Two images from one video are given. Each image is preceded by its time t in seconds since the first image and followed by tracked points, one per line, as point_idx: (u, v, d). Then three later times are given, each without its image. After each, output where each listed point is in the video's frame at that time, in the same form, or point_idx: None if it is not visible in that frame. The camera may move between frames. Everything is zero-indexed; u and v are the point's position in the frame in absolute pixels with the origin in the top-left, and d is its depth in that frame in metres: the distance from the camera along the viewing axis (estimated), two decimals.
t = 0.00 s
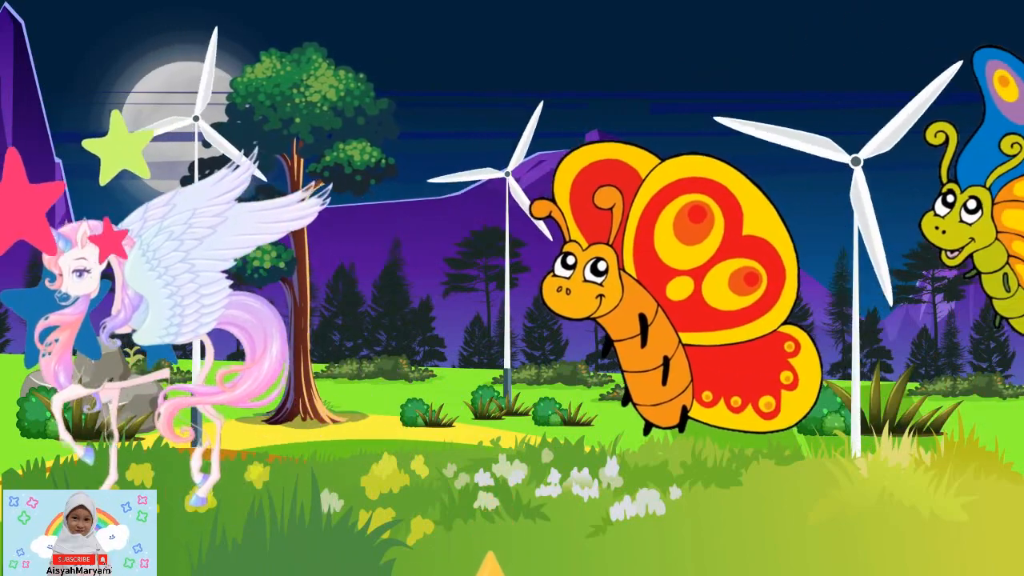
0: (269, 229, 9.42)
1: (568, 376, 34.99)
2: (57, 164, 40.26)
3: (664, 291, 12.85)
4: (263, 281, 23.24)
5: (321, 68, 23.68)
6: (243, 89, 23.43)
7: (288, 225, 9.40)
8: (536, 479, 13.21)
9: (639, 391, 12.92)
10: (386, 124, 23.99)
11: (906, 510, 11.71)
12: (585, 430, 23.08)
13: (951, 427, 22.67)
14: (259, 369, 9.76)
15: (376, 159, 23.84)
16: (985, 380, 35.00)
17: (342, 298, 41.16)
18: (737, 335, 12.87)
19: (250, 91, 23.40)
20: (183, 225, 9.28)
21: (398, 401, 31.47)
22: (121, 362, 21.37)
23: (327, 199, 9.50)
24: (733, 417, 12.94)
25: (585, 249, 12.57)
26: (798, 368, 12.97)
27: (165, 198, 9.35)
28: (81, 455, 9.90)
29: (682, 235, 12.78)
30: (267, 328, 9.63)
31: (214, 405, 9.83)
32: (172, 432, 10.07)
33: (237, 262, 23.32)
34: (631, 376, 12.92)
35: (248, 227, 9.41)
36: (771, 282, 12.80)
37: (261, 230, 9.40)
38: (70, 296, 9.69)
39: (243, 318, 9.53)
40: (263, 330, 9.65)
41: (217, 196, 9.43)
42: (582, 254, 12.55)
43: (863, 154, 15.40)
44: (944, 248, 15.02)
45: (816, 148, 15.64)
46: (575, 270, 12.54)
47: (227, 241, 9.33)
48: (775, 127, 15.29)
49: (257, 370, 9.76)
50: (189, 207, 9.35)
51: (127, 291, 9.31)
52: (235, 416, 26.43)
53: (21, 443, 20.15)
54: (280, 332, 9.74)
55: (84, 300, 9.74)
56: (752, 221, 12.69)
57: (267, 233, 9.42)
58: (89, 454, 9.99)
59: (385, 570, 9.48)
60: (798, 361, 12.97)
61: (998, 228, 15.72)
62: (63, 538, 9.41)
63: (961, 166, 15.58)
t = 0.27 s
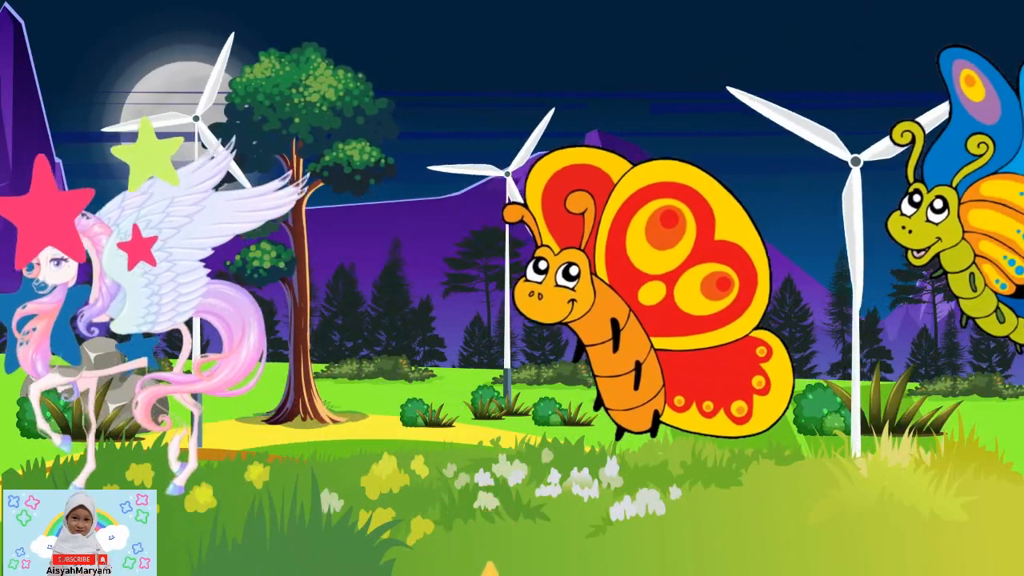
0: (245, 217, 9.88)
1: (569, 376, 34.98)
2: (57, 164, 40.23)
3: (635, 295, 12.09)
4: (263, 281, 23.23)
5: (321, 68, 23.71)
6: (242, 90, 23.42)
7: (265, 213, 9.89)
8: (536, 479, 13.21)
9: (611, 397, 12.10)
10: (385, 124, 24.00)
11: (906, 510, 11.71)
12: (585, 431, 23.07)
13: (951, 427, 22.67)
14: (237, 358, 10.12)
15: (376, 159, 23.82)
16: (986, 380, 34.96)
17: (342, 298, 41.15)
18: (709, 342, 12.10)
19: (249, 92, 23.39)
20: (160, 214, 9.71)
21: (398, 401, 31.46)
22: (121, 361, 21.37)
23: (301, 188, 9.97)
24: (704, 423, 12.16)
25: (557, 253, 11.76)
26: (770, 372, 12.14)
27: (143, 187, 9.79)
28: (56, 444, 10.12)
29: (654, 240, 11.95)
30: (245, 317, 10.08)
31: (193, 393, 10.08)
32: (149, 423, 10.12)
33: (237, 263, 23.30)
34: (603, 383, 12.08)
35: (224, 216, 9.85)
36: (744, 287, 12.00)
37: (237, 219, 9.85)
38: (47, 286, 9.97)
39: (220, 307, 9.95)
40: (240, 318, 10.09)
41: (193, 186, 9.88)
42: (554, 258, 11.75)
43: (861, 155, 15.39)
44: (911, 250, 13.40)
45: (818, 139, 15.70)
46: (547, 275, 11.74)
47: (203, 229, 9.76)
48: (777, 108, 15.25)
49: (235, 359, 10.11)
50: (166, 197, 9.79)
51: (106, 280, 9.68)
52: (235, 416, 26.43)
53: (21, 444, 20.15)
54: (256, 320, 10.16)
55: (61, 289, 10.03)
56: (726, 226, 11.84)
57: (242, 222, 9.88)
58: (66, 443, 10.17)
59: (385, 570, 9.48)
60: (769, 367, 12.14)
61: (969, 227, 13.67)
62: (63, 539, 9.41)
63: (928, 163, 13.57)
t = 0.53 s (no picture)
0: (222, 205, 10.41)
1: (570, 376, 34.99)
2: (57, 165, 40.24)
3: (610, 311, 11.02)
4: (263, 281, 23.22)
5: (320, 68, 23.75)
6: (241, 90, 23.39)
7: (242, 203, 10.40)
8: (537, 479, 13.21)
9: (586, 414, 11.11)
10: (385, 124, 24.00)
11: (906, 510, 11.71)
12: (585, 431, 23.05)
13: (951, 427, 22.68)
14: (214, 347, 10.85)
15: (376, 159, 23.80)
16: (986, 380, 34.89)
17: (342, 298, 41.18)
18: (684, 359, 11.08)
19: (248, 92, 23.37)
20: (139, 203, 10.21)
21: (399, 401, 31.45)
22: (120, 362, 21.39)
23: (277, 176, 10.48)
24: (680, 441, 11.17)
25: (534, 270, 10.72)
26: (746, 390, 11.19)
27: (121, 175, 10.22)
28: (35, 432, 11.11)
29: (629, 256, 10.89)
30: (224, 306, 10.80)
31: (170, 380, 10.84)
32: (126, 410, 10.82)
33: (236, 263, 23.31)
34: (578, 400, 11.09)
35: (202, 204, 10.35)
36: (719, 304, 11.01)
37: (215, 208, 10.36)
38: (25, 275, 10.60)
39: (197, 296, 10.68)
40: (218, 308, 10.81)
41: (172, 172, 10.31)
42: (530, 275, 10.71)
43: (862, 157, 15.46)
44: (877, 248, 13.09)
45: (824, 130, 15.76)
46: (523, 292, 10.70)
47: (181, 218, 10.28)
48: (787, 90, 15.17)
49: (212, 348, 10.84)
50: (144, 185, 10.25)
51: (83, 268, 10.22)
52: (235, 416, 26.43)
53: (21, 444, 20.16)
54: (234, 310, 10.87)
55: (37, 279, 10.69)
56: (701, 243, 10.81)
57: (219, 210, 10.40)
58: (43, 431, 11.15)
59: (385, 570, 9.48)
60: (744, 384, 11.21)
61: (935, 227, 13.13)
62: (63, 538, 9.42)
63: (894, 161, 13.09)
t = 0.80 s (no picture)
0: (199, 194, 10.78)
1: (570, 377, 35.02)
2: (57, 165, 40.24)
3: (585, 329, 9.99)
4: (262, 281, 23.24)
5: (320, 68, 23.75)
6: (242, 90, 23.38)
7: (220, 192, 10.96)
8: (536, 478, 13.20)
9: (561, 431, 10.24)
10: (385, 124, 23.99)
11: (906, 510, 11.71)
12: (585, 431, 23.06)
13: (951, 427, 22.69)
14: (192, 335, 11.07)
15: (376, 159, 23.78)
16: (985, 380, 34.83)
17: (342, 298, 41.18)
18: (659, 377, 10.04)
19: (248, 92, 23.37)
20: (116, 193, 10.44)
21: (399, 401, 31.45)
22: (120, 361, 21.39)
23: (256, 164, 11.15)
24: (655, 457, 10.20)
25: (509, 287, 9.72)
26: (721, 407, 10.17)
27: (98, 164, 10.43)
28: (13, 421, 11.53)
29: (603, 273, 9.82)
30: (202, 296, 11.02)
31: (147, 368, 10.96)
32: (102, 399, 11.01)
33: (236, 263, 23.32)
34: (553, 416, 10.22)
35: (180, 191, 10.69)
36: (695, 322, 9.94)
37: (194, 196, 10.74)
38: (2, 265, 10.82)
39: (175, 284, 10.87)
40: (196, 297, 11.01)
41: (151, 160, 10.62)
42: (505, 292, 9.71)
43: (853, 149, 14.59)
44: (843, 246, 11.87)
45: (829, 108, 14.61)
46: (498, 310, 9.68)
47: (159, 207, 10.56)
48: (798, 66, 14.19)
49: (190, 337, 11.07)
50: (121, 173, 10.46)
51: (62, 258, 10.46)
52: (235, 416, 26.43)
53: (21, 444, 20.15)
54: (211, 299, 11.12)
55: (15, 268, 10.85)
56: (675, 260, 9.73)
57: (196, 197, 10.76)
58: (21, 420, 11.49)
59: (385, 570, 9.48)
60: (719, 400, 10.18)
61: (902, 227, 11.91)
62: (63, 538, 9.42)
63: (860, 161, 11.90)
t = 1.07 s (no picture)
0: (176, 181, 11.84)
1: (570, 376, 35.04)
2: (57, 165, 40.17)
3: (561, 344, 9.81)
4: (262, 281, 23.25)
5: (321, 68, 23.72)
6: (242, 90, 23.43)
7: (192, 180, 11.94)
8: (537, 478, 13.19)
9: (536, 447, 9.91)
10: (385, 124, 23.99)
11: (906, 510, 11.71)
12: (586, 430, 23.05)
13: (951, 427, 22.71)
14: (168, 325, 12.08)
15: (376, 159, 23.76)
16: (986, 380, 34.73)
17: (342, 298, 41.16)
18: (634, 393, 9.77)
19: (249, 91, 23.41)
20: (93, 181, 11.58)
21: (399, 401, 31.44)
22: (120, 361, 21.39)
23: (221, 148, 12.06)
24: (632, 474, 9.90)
25: (485, 304, 9.58)
26: (697, 424, 9.85)
27: (77, 153, 11.66)
28: None
29: (579, 289, 9.65)
30: (179, 288, 11.99)
31: (122, 357, 12.04)
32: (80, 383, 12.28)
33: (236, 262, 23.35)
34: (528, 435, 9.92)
35: (155, 177, 11.78)
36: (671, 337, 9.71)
37: (169, 183, 11.80)
38: None
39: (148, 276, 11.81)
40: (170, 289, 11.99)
41: (127, 150, 11.80)
42: (480, 308, 9.57)
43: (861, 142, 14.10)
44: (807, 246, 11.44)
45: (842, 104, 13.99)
46: (474, 326, 9.55)
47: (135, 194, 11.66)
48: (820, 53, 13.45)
49: (166, 326, 12.07)
50: (100, 163, 11.68)
51: (40, 246, 11.68)
52: (235, 416, 26.43)
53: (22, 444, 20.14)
54: (188, 293, 12.09)
55: None
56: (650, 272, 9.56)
57: (172, 184, 11.84)
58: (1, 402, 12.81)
59: (385, 570, 9.49)
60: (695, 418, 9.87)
61: (868, 227, 11.51)
62: (63, 538, 9.38)
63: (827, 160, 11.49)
